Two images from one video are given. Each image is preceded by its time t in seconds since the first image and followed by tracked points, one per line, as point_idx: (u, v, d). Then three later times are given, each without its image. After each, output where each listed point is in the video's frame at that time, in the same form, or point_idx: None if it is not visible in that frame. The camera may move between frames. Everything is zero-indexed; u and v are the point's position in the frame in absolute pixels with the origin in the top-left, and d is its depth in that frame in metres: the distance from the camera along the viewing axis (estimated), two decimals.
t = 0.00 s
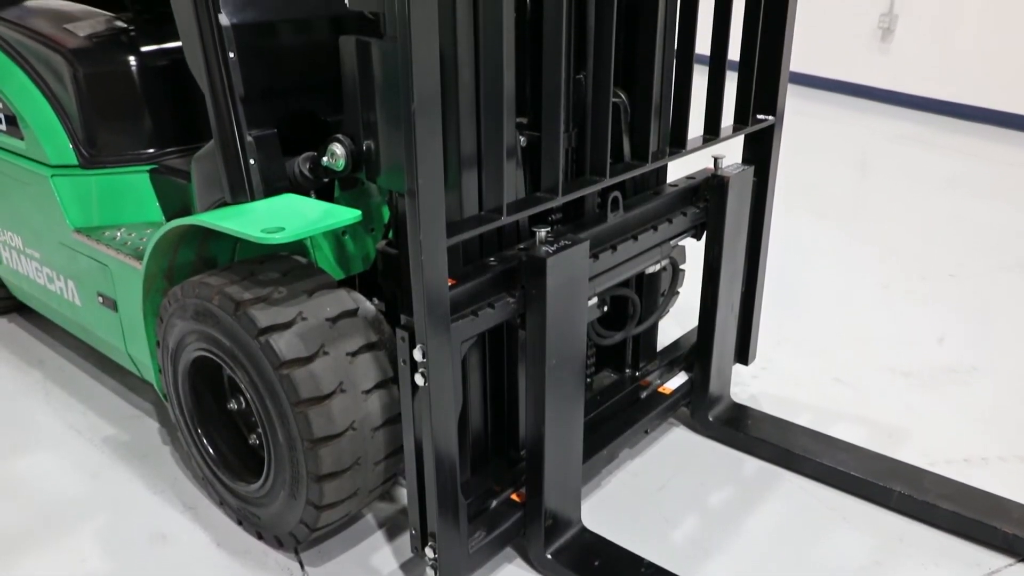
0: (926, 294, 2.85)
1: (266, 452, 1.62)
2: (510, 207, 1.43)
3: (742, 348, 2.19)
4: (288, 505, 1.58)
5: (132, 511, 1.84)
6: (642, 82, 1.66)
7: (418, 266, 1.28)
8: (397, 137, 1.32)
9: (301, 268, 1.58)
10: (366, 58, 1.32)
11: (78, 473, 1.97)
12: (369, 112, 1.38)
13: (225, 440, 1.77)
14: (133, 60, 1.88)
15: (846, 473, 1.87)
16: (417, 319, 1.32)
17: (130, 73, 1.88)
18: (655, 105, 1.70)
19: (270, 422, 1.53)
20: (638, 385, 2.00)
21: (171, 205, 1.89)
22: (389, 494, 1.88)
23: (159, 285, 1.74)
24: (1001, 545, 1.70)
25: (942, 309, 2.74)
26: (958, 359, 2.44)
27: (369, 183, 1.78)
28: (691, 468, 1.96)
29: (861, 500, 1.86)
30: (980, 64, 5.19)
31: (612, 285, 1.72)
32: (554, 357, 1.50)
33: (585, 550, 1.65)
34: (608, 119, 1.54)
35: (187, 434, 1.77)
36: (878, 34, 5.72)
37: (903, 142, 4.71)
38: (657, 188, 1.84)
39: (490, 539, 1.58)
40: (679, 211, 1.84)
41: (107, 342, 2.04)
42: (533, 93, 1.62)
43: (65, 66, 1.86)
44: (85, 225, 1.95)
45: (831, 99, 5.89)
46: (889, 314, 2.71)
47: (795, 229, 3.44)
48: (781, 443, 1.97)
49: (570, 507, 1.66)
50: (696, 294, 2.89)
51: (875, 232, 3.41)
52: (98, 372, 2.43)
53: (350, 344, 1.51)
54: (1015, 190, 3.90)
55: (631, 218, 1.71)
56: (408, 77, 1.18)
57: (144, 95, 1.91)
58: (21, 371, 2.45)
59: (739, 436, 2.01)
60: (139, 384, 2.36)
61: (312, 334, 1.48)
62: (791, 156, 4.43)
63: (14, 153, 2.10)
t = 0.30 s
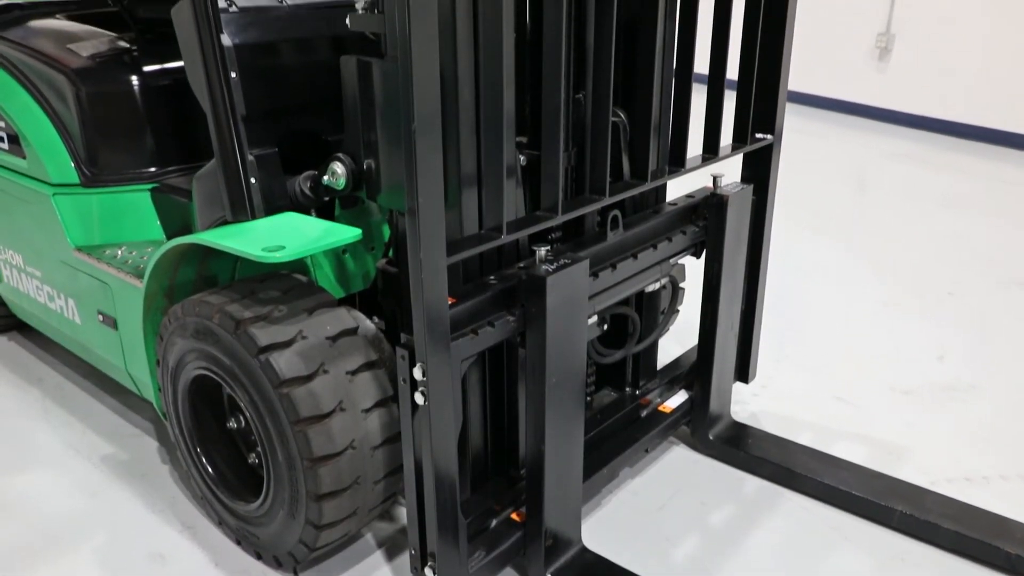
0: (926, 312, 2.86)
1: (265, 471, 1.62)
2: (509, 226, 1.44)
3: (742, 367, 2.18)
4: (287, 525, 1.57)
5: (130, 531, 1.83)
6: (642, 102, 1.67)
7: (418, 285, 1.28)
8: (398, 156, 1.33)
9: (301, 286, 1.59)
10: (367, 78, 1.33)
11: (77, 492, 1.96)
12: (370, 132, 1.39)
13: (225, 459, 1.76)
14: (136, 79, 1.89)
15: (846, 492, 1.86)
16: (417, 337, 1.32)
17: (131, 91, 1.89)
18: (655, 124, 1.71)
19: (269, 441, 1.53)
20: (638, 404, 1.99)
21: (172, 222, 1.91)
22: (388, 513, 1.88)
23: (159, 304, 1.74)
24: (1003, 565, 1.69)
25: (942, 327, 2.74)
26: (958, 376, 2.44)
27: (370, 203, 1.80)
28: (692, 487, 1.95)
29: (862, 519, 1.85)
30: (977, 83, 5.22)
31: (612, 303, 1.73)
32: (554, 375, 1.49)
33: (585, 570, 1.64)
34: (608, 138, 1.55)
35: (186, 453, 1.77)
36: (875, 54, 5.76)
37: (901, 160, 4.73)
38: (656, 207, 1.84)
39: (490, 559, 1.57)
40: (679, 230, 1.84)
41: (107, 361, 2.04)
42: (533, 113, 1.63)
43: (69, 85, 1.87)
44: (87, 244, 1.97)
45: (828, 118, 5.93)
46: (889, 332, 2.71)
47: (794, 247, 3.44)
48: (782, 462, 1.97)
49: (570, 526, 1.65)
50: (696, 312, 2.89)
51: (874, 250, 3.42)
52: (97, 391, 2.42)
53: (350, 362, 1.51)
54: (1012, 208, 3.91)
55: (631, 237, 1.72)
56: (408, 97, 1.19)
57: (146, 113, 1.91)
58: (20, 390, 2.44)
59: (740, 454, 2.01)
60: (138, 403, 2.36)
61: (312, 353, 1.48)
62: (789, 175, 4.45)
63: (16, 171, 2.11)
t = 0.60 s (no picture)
0: (926, 332, 2.86)
1: (264, 492, 1.61)
2: (509, 247, 1.44)
3: (742, 387, 2.18)
4: (286, 546, 1.56)
5: (128, 552, 1.82)
6: (641, 125, 1.68)
7: (419, 306, 1.29)
8: (398, 177, 1.34)
9: (301, 306, 1.59)
10: (368, 99, 1.34)
11: (74, 513, 1.95)
12: (370, 153, 1.40)
13: (223, 480, 1.76)
14: (138, 100, 1.91)
15: (848, 513, 1.85)
16: (417, 357, 1.32)
17: (134, 113, 1.91)
18: (655, 145, 1.72)
19: (269, 462, 1.52)
20: (638, 424, 1.99)
21: (173, 244, 1.91)
22: (388, 534, 1.87)
23: (159, 324, 1.74)
24: None
25: (942, 348, 2.74)
26: (959, 397, 2.44)
27: (370, 223, 1.79)
28: (693, 508, 1.94)
29: (864, 541, 1.84)
30: (974, 104, 5.25)
31: (612, 323, 1.73)
32: (554, 396, 1.49)
33: None
34: (607, 159, 1.56)
35: (185, 474, 1.76)
36: (873, 75, 5.80)
37: (899, 181, 4.75)
38: (656, 227, 1.85)
39: None
40: (678, 250, 1.85)
41: (106, 381, 2.04)
42: (533, 134, 1.64)
43: (72, 107, 1.88)
44: (88, 263, 1.96)
45: (827, 139, 5.96)
46: (889, 352, 2.71)
47: (794, 267, 3.45)
48: (783, 483, 1.96)
49: (570, 548, 1.64)
50: (696, 333, 2.89)
51: (874, 270, 3.43)
52: (96, 412, 2.42)
53: (350, 383, 1.51)
54: (1011, 228, 3.92)
55: (631, 257, 1.72)
56: (409, 118, 1.20)
57: (148, 134, 1.93)
58: (19, 410, 2.44)
59: (741, 475, 2.00)
60: (137, 424, 2.35)
61: (312, 373, 1.47)
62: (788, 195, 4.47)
63: (18, 192, 2.12)
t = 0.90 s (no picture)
0: (926, 351, 2.85)
1: (263, 512, 1.60)
2: (510, 266, 1.44)
3: (743, 407, 2.17)
4: (285, 567, 1.55)
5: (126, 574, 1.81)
6: (641, 145, 1.69)
7: (419, 325, 1.29)
8: (398, 197, 1.35)
9: (302, 326, 1.59)
10: (369, 119, 1.35)
11: (72, 534, 1.94)
12: (370, 172, 1.41)
13: (222, 500, 1.75)
14: (141, 121, 1.91)
15: (849, 534, 1.84)
16: (417, 377, 1.32)
17: (135, 132, 1.91)
18: (654, 165, 1.72)
19: (268, 482, 1.52)
20: (638, 444, 1.98)
21: (173, 263, 1.91)
22: (387, 555, 1.86)
23: (159, 343, 1.74)
24: None
25: (942, 367, 2.74)
26: (960, 417, 2.43)
27: (371, 243, 1.81)
28: (694, 529, 1.93)
29: (866, 561, 1.83)
30: (971, 124, 5.28)
31: (612, 342, 1.73)
32: (554, 416, 1.49)
33: None
34: (606, 179, 1.56)
35: (184, 494, 1.75)
36: (870, 95, 5.84)
37: (898, 200, 4.76)
38: (656, 247, 1.85)
39: None
40: (678, 269, 1.85)
41: (106, 401, 2.03)
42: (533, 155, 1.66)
43: (75, 128, 1.89)
44: (89, 282, 1.98)
45: (825, 158, 5.98)
46: (889, 372, 2.71)
47: (794, 286, 3.45)
48: (784, 503, 1.95)
49: (570, 569, 1.63)
50: (696, 352, 2.89)
51: (873, 289, 3.43)
52: (95, 431, 2.41)
53: (350, 402, 1.50)
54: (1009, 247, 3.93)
55: (631, 277, 1.72)
56: (409, 138, 1.20)
57: (150, 155, 1.93)
58: (18, 430, 2.43)
59: (742, 495, 1.99)
60: (136, 444, 2.34)
61: (312, 393, 1.47)
62: (787, 215, 4.48)
63: (20, 211, 2.12)
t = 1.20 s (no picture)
0: (927, 377, 2.85)
1: (261, 539, 1.59)
2: (509, 292, 1.45)
3: (743, 433, 2.17)
4: None
5: None
6: (640, 173, 1.71)
7: (419, 351, 1.29)
8: (399, 224, 1.36)
9: (302, 352, 1.59)
10: (370, 147, 1.36)
11: (69, 562, 1.92)
12: (371, 199, 1.42)
13: (220, 528, 1.75)
14: (143, 147, 1.93)
15: (852, 562, 1.83)
16: (417, 404, 1.31)
17: (138, 159, 1.92)
18: (653, 191, 1.73)
19: (266, 509, 1.51)
20: (639, 470, 1.98)
21: (174, 289, 1.92)
22: None
23: (159, 369, 1.74)
24: None
25: (943, 393, 2.73)
26: (962, 443, 2.42)
27: (370, 269, 1.80)
28: (695, 556, 1.92)
29: None
30: (968, 150, 5.31)
31: (612, 368, 1.73)
32: (555, 442, 1.48)
33: None
34: (606, 207, 1.56)
35: (182, 522, 1.75)
36: (868, 122, 5.87)
37: (897, 225, 4.78)
38: (655, 273, 1.86)
39: None
40: (677, 295, 1.86)
41: (105, 427, 2.02)
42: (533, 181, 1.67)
43: (77, 154, 1.90)
44: (89, 308, 1.98)
45: (824, 184, 6.01)
46: (890, 398, 2.70)
47: (794, 312, 3.46)
48: (786, 531, 1.94)
49: None
50: (696, 378, 2.88)
51: (873, 315, 3.43)
52: (93, 458, 2.40)
53: (350, 429, 1.50)
54: (1008, 273, 3.94)
55: (630, 302, 1.73)
56: (410, 166, 1.21)
57: (152, 182, 1.94)
58: (16, 456, 2.42)
59: (743, 522, 1.98)
60: (134, 470, 2.33)
61: (311, 419, 1.47)
62: (786, 240, 4.50)
63: (21, 237, 2.13)
